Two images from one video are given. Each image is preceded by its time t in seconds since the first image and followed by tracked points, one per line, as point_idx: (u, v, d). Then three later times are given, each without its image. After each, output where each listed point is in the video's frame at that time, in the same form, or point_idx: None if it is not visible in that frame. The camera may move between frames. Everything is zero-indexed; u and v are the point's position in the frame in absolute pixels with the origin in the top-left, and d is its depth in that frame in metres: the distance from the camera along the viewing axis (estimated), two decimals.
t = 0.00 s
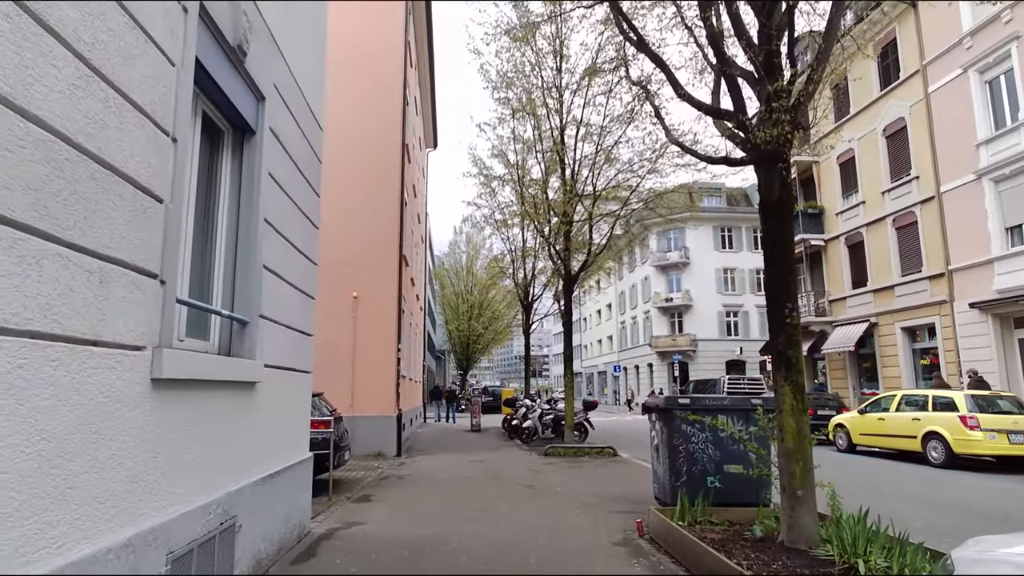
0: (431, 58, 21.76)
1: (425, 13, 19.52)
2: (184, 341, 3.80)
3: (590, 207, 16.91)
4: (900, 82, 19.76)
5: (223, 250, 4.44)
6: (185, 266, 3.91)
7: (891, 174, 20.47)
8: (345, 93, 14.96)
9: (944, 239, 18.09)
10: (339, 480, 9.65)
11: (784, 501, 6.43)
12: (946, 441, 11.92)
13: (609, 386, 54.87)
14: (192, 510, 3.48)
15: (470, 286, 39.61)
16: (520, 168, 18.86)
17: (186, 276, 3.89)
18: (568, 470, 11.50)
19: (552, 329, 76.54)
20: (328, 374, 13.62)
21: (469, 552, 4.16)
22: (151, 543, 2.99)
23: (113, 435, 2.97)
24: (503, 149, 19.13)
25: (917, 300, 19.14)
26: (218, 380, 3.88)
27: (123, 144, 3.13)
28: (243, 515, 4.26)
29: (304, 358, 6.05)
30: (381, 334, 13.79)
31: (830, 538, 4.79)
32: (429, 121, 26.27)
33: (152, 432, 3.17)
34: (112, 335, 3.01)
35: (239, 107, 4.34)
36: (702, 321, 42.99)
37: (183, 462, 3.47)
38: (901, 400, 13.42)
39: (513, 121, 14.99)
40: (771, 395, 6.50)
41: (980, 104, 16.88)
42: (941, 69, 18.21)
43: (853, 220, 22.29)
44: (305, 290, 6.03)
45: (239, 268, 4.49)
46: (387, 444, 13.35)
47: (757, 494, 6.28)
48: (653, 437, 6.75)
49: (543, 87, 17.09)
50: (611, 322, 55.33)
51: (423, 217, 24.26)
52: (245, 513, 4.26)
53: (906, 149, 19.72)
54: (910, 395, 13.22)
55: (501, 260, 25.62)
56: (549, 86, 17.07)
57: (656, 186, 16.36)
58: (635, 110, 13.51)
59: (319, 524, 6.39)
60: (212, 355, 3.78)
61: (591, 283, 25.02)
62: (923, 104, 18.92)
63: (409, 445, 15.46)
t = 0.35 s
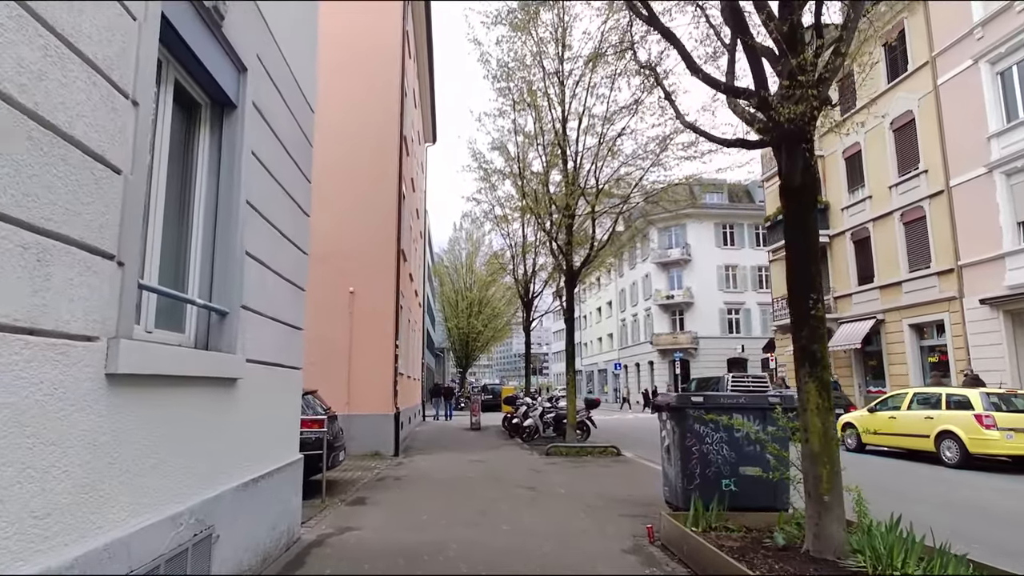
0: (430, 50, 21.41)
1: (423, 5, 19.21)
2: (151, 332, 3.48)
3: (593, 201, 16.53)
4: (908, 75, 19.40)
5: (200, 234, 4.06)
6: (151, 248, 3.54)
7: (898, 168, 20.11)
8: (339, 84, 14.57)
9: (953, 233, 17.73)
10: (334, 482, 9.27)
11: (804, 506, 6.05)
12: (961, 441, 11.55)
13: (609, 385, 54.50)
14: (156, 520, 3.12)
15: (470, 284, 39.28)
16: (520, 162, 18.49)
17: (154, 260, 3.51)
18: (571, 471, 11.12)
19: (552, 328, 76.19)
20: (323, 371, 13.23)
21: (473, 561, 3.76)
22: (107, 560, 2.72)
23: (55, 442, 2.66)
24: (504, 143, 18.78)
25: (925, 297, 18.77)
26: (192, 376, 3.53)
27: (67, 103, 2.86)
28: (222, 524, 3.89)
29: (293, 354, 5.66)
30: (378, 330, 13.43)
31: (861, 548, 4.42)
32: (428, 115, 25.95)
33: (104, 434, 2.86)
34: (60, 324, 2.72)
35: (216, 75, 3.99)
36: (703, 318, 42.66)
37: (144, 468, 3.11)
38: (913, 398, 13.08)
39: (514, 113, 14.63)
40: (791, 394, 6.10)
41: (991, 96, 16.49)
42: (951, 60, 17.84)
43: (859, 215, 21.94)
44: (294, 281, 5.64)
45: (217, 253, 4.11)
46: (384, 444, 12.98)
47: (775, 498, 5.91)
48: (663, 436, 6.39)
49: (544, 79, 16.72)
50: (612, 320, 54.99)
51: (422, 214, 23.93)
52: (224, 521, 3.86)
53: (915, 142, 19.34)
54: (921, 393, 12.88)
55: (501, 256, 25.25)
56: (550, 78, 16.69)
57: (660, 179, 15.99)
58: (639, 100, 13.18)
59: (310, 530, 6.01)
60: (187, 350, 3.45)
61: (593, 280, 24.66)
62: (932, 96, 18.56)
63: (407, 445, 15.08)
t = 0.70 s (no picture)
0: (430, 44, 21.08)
1: None
2: (118, 327, 3.16)
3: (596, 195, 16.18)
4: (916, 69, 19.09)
5: (178, 219, 3.74)
6: (116, 232, 3.21)
7: (906, 163, 19.78)
8: (331, 75, 14.14)
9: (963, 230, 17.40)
10: (330, 485, 8.93)
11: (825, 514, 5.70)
12: (976, 441, 11.23)
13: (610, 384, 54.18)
14: (119, 537, 2.82)
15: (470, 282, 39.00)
16: (521, 157, 18.14)
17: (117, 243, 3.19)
18: (574, 473, 10.78)
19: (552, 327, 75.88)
20: (319, 370, 12.86)
21: (476, 571, 3.42)
22: None
23: None
24: (505, 137, 18.44)
25: (934, 295, 18.43)
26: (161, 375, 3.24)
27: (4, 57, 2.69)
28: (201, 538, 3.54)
29: (282, 351, 5.30)
30: (377, 327, 13.08)
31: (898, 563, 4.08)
32: (427, 111, 25.60)
33: (50, 445, 2.60)
34: None
35: (194, 46, 3.64)
36: (704, 317, 42.34)
37: (100, 484, 2.80)
38: (925, 398, 12.75)
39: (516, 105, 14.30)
40: (813, 394, 5.71)
41: (1003, 89, 16.14)
42: (962, 53, 17.50)
43: (865, 212, 21.61)
44: (284, 273, 5.28)
45: (197, 240, 3.76)
46: (381, 444, 12.63)
47: (794, 506, 5.56)
48: (676, 437, 6.04)
49: (547, 71, 16.36)
50: (612, 318, 54.69)
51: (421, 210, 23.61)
52: (207, 534, 3.54)
53: (923, 138, 19.02)
54: (934, 392, 12.55)
55: (501, 254, 24.90)
56: (553, 70, 16.31)
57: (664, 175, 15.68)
58: (643, 92, 12.86)
59: (302, 539, 5.67)
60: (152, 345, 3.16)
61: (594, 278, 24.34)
62: (941, 90, 18.22)
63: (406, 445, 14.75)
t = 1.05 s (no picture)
0: (428, 36, 20.68)
1: None
2: (66, 315, 2.99)
3: (599, 189, 15.75)
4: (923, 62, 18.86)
5: (142, 197, 3.51)
6: (64, 210, 3.03)
7: (913, 158, 19.46)
8: (320, 65, 13.67)
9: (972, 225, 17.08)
10: (322, 488, 8.55)
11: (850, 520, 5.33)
12: (992, 442, 10.85)
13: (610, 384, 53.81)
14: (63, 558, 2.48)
15: (469, 281, 38.65)
16: (522, 151, 17.73)
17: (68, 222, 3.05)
18: (577, 474, 10.39)
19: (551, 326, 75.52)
20: (314, 368, 12.48)
21: None
22: None
23: None
24: (505, 131, 18.06)
25: (941, 292, 18.10)
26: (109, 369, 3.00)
27: None
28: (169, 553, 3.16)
29: (267, 346, 4.93)
30: (372, 325, 12.68)
31: None
32: (426, 106, 25.21)
33: None
34: None
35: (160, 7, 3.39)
36: (705, 315, 41.98)
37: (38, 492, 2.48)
38: (938, 397, 12.38)
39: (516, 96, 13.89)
40: (836, 393, 5.31)
41: (1013, 81, 15.76)
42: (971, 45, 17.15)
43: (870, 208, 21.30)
44: (268, 261, 4.92)
45: (165, 220, 3.51)
46: (377, 444, 12.23)
47: (817, 512, 5.19)
48: (689, 438, 5.66)
49: (548, 63, 15.97)
50: (612, 317, 54.33)
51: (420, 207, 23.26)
52: (173, 547, 3.19)
53: (931, 132, 18.68)
54: (947, 391, 12.19)
55: (501, 250, 24.51)
56: (555, 61, 15.92)
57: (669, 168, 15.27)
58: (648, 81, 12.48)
59: (289, 548, 5.28)
60: (99, 333, 2.95)
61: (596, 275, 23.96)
62: (950, 83, 17.89)
63: (404, 445, 14.37)
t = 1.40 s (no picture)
0: (428, 30, 20.32)
1: None
2: (14, 307, 2.84)
3: (603, 182, 15.29)
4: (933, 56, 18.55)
5: (109, 170, 3.43)
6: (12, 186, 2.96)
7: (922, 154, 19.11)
8: (315, 56, 13.20)
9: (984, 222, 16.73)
10: (318, 493, 8.17)
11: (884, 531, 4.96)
12: (1013, 445, 10.47)
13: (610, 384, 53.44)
14: None
15: (468, 280, 38.34)
16: (523, 146, 17.36)
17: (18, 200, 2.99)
18: (582, 478, 10.01)
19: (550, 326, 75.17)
20: (310, 369, 12.08)
21: None
22: None
23: None
24: (506, 126, 17.70)
25: (951, 291, 17.75)
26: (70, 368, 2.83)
27: None
28: None
29: (254, 344, 4.57)
30: (370, 324, 12.31)
31: None
32: (425, 102, 24.85)
33: None
34: None
35: None
36: (707, 314, 41.63)
37: None
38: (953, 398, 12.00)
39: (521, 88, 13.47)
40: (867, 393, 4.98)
41: None
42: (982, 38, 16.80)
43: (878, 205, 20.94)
44: (256, 252, 4.58)
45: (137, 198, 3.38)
46: (376, 447, 11.84)
47: (847, 522, 4.82)
48: (708, 443, 5.31)
49: (551, 56, 15.61)
50: (613, 316, 54.00)
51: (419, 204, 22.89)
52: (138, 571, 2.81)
53: (940, 128, 18.37)
54: (963, 392, 11.82)
55: (502, 249, 24.15)
56: (557, 54, 15.55)
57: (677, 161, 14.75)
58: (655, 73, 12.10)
59: (278, 563, 4.90)
60: (60, 329, 2.80)
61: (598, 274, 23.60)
62: (960, 77, 17.54)
63: (403, 448, 13.97)
